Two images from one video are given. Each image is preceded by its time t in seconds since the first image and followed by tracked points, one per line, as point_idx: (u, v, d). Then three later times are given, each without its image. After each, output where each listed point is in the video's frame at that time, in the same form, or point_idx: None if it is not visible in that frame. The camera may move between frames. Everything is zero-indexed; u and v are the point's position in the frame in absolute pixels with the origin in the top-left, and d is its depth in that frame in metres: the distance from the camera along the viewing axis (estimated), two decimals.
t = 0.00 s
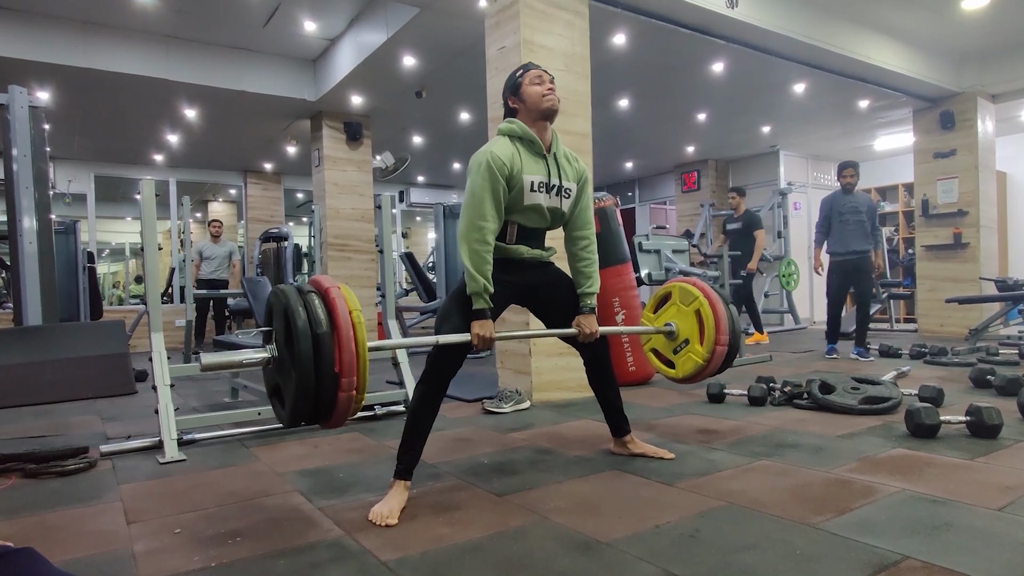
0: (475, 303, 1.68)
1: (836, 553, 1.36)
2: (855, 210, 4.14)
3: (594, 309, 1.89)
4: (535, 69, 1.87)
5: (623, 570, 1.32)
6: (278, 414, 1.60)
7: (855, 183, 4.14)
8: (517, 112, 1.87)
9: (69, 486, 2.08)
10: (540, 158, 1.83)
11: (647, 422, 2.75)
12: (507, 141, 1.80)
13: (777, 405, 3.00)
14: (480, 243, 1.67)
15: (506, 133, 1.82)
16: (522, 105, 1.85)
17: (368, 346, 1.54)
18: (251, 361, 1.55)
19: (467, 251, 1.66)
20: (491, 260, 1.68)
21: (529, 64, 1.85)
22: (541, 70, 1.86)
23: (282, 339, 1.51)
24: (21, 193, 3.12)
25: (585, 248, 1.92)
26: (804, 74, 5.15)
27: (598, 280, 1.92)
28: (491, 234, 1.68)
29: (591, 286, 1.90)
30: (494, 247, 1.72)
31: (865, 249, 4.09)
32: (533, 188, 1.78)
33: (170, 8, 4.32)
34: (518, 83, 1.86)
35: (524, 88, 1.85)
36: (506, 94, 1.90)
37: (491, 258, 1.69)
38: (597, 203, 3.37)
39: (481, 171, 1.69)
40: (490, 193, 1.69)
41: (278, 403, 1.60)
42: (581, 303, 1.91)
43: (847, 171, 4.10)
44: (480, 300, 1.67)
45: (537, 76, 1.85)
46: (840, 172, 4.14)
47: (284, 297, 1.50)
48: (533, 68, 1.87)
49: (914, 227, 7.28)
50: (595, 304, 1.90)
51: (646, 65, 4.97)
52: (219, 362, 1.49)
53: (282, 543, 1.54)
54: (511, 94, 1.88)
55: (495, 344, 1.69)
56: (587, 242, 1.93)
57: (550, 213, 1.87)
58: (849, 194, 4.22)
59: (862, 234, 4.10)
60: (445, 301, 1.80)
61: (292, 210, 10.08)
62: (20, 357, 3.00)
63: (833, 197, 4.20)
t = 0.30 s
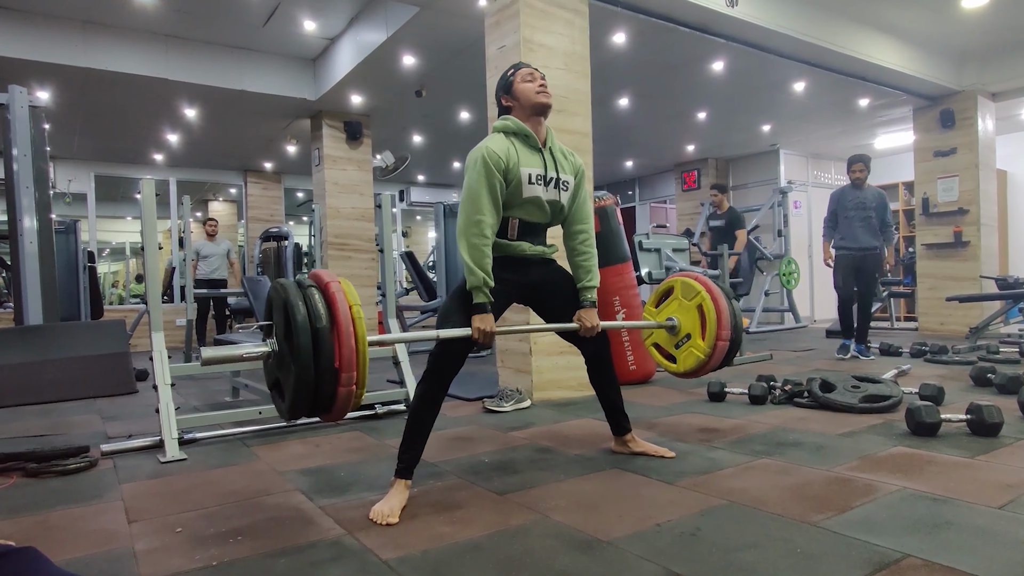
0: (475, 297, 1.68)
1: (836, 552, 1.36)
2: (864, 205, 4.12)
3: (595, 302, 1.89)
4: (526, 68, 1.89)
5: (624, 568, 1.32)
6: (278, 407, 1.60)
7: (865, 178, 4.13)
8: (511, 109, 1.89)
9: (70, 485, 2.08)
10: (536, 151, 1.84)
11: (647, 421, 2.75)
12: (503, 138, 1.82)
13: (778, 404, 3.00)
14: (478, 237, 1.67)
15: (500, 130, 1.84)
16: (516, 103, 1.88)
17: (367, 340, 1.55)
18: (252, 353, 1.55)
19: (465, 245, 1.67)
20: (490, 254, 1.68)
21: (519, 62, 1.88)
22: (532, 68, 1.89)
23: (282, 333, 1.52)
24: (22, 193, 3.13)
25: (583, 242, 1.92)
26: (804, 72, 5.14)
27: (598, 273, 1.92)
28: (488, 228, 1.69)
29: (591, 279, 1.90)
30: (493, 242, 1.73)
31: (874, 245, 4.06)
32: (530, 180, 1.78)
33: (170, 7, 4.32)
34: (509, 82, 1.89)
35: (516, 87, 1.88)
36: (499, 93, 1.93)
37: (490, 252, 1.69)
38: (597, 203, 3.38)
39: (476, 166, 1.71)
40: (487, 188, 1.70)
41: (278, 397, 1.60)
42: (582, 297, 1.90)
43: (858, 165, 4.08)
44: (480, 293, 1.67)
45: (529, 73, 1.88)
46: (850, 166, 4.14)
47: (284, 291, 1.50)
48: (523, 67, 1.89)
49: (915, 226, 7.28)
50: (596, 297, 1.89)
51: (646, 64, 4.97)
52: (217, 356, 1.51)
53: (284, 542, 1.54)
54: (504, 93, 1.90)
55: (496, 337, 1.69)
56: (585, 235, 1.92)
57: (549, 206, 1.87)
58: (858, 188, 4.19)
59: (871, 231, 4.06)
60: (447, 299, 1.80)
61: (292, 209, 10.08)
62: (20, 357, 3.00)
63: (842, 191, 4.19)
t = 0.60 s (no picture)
0: (477, 291, 1.70)
1: (837, 552, 1.36)
2: (866, 206, 4.12)
3: (596, 295, 1.90)
4: (516, 67, 1.89)
5: (625, 568, 1.32)
6: (280, 401, 1.60)
7: (867, 178, 4.12)
8: (504, 108, 1.90)
9: (70, 485, 2.09)
10: (532, 144, 1.86)
11: (648, 421, 2.74)
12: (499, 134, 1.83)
13: (778, 404, 2.99)
14: (477, 231, 1.68)
15: (495, 126, 1.85)
16: (509, 101, 1.89)
17: (369, 333, 1.56)
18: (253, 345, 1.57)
19: (465, 239, 1.68)
20: (490, 248, 1.69)
21: (510, 62, 1.88)
22: (523, 66, 1.89)
23: (283, 325, 1.52)
24: (22, 192, 3.12)
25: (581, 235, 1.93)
26: (805, 72, 5.14)
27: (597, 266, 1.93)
28: (487, 222, 1.70)
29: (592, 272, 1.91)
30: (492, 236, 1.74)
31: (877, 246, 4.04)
32: (528, 173, 1.79)
33: (171, 7, 4.32)
34: (501, 81, 1.89)
35: (508, 86, 1.88)
36: (492, 92, 1.94)
37: (490, 246, 1.70)
38: (598, 203, 3.38)
39: (472, 161, 1.72)
40: (483, 182, 1.71)
41: (280, 391, 1.60)
42: (584, 290, 1.91)
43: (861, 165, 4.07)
44: (480, 286, 1.69)
45: (521, 72, 1.88)
46: (852, 166, 4.13)
47: (285, 283, 1.50)
48: (515, 66, 1.90)
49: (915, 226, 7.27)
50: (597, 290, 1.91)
51: (646, 64, 4.96)
52: (220, 348, 1.54)
53: (284, 542, 1.54)
54: (497, 93, 1.91)
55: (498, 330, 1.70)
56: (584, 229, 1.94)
57: (549, 199, 1.88)
58: (860, 189, 4.20)
59: (875, 232, 4.05)
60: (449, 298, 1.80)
61: (293, 209, 10.09)
62: (20, 356, 3.01)
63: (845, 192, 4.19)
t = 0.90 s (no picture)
0: (475, 285, 1.70)
1: (837, 552, 1.36)
2: (864, 202, 4.09)
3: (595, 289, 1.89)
4: (507, 67, 1.90)
5: (625, 568, 1.32)
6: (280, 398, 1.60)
7: (861, 175, 4.09)
8: (496, 108, 1.91)
9: (70, 485, 2.08)
10: (524, 140, 1.87)
11: (648, 421, 2.74)
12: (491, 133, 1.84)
13: (778, 404, 2.99)
14: (473, 226, 1.68)
15: (486, 126, 1.87)
16: (500, 102, 1.89)
17: (368, 329, 1.56)
18: (252, 342, 1.58)
19: (462, 235, 1.68)
20: (487, 242, 1.69)
21: (501, 63, 1.88)
22: (514, 68, 1.89)
23: (281, 320, 1.52)
24: (22, 192, 3.12)
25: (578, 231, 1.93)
26: (805, 72, 5.14)
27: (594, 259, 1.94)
28: (483, 217, 1.70)
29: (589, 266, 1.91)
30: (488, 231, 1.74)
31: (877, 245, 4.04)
32: (522, 169, 1.80)
33: (171, 7, 4.32)
34: (492, 83, 1.90)
35: (499, 88, 1.89)
36: (483, 93, 1.95)
37: (487, 240, 1.70)
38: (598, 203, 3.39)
39: (465, 159, 1.73)
40: (477, 178, 1.71)
41: (280, 388, 1.60)
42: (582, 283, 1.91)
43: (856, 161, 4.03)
44: (479, 281, 1.69)
45: (512, 73, 1.88)
46: (847, 163, 4.07)
47: (283, 279, 1.51)
48: (506, 67, 1.90)
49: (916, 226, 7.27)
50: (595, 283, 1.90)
51: (646, 64, 4.96)
52: (219, 344, 1.54)
53: (283, 542, 1.54)
54: (488, 94, 1.92)
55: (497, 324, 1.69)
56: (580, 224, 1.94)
57: (544, 195, 1.88)
58: (856, 186, 4.17)
59: (875, 230, 4.03)
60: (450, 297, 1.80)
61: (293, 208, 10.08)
62: (19, 355, 3.02)
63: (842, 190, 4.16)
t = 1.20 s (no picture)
0: (474, 281, 1.70)
1: (837, 553, 1.36)
2: (862, 199, 4.09)
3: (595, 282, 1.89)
4: (496, 71, 1.92)
5: (625, 569, 1.32)
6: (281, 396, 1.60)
7: (858, 172, 4.11)
8: (486, 112, 1.92)
9: (71, 484, 2.08)
10: (516, 138, 1.88)
11: (648, 421, 2.74)
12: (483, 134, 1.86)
13: (778, 404, 2.99)
14: (470, 224, 1.69)
15: (478, 129, 1.88)
16: (489, 105, 1.90)
17: (367, 325, 1.57)
18: (252, 339, 1.61)
19: (460, 233, 1.69)
20: (485, 239, 1.70)
21: (490, 68, 1.90)
22: (503, 72, 1.91)
23: (281, 318, 1.52)
24: (23, 192, 3.12)
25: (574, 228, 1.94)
26: (805, 72, 5.14)
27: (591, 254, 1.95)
28: (479, 214, 1.70)
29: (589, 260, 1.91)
30: (486, 228, 1.75)
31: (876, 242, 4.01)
32: (515, 166, 1.80)
33: (171, 7, 4.33)
34: (481, 87, 1.91)
35: (488, 92, 1.90)
36: (473, 99, 1.96)
37: (485, 237, 1.71)
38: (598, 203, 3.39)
39: (458, 160, 1.74)
40: (471, 177, 1.72)
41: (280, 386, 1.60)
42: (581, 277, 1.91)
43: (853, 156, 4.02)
44: (478, 277, 1.69)
45: (501, 78, 1.90)
46: (845, 160, 4.06)
47: (282, 276, 1.51)
48: (495, 71, 1.92)
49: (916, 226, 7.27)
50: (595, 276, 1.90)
51: (646, 64, 4.96)
52: (218, 342, 1.59)
53: (284, 542, 1.54)
54: (478, 98, 1.93)
55: (498, 319, 1.69)
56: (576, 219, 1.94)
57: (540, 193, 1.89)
58: (852, 183, 4.18)
59: (871, 228, 4.02)
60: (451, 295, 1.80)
61: (293, 208, 10.08)
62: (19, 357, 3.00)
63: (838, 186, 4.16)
